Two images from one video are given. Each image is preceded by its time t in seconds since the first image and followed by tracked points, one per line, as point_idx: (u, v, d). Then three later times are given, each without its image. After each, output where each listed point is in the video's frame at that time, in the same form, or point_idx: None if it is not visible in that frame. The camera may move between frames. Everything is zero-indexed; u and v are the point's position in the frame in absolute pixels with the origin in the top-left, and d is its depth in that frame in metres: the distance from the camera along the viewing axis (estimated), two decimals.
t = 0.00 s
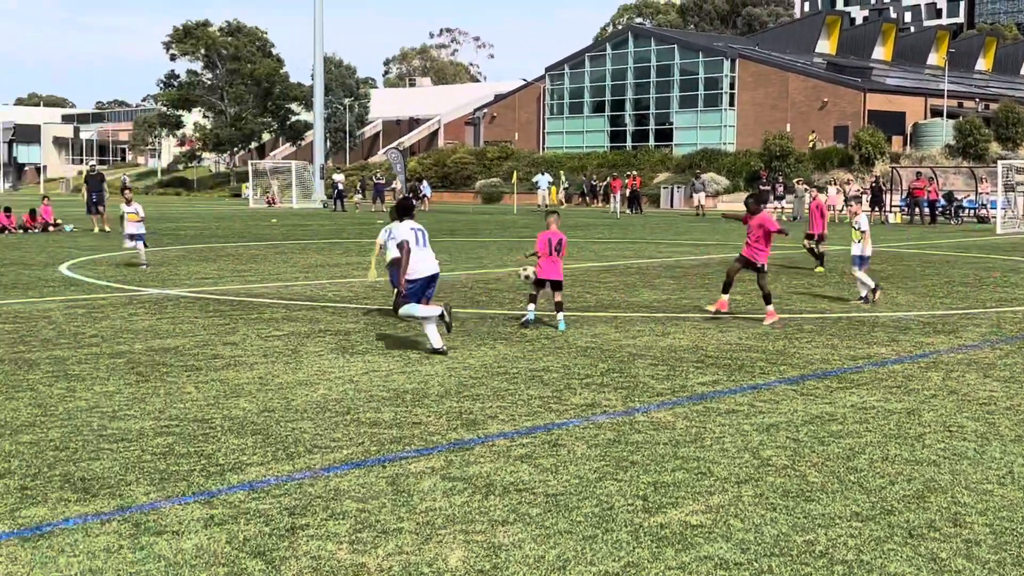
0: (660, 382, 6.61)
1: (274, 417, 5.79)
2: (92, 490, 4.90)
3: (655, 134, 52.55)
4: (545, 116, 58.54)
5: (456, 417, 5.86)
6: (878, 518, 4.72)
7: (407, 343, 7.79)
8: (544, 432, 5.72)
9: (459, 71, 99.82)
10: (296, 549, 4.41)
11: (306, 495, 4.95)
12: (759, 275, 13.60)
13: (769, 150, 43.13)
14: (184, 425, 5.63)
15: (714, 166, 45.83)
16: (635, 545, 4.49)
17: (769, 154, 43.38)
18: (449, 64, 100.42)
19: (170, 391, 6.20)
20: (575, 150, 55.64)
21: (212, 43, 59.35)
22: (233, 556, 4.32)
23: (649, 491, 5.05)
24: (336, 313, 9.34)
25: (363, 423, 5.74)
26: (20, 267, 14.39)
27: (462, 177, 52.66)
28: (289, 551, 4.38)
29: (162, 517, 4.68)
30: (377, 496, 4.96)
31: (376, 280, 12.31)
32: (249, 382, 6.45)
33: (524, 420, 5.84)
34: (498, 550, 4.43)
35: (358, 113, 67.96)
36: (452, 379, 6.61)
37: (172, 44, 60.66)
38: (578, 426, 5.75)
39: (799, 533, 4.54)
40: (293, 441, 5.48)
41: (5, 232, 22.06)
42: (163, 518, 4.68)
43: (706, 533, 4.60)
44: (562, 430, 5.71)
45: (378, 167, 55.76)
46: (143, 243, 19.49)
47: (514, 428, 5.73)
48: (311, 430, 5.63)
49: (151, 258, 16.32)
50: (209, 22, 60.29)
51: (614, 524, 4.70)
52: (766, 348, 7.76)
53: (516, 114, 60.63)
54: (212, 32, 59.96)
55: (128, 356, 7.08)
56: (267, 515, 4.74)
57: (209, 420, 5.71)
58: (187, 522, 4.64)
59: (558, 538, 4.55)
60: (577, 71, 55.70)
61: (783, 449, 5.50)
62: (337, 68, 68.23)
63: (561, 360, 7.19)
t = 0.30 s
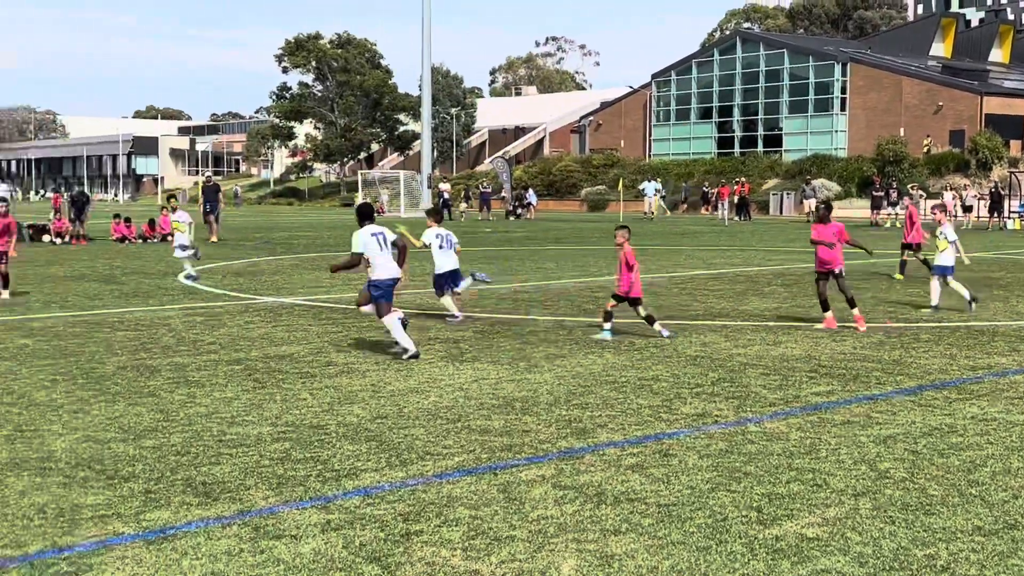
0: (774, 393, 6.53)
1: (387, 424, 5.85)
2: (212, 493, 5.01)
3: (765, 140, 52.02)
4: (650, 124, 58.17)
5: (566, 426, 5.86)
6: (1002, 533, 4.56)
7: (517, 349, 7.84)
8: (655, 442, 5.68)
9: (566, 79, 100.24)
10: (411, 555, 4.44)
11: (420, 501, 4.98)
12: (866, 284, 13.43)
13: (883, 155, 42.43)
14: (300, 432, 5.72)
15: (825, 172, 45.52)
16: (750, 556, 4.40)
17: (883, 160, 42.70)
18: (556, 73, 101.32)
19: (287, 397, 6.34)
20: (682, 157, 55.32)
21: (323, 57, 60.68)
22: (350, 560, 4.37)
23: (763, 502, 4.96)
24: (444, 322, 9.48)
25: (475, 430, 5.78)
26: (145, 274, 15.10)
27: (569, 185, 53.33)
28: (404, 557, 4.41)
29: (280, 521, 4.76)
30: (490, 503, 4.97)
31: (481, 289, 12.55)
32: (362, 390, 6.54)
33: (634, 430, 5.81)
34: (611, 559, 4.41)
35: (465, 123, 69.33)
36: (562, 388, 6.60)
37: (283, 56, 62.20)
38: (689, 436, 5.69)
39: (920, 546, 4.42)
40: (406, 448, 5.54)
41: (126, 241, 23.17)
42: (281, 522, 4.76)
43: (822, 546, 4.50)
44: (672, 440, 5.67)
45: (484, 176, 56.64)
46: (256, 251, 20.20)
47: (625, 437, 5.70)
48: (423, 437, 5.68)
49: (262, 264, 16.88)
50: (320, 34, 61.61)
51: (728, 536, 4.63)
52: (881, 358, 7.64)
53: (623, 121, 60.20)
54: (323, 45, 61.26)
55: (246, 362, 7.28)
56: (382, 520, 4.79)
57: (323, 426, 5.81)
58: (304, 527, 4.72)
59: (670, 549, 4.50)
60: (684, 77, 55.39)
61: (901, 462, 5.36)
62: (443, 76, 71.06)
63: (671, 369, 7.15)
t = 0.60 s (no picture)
0: (895, 404, 6.40)
1: (502, 431, 5.91)
2: (333, 498, 5.09)
3: (881, 145, 51.30)
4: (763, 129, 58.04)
5: (681, 436, 5.84)
6: None
7: (630, 359, 7.86)
8: (772, 452, 5.64)
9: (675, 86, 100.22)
10: (529, 562, 4.43)
11: (535, 508, 4.98)
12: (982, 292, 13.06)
13: (1005, 161, 41.48)
14: (416, 438, 5.80)
15: (944, 178, 44.64)
16: (875, 571, 4.28)
17: (1006, 165, 41.77)
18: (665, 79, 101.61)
19: (402, 404, 6.45)
20: (796, 163, 54.94)
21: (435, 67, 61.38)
22: (469, 567, 4.37)
23: (886, 516, 4.84)
24: (555, 330, 9.58)
25: (588, 439, 5.80)
26: (262, 282, 15.78)
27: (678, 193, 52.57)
28: (522, 565, 4.40)
29: (399, 526, 4.81)
30: (606, 513, 4.94)
31: (590, 298, 12.65)
32: (475, 398, 6.63)
33: (751, 441, 5.76)
34: (730, 571, 4.33)
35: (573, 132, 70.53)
36: (676, 398, 6.59)
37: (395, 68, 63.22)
38: (807, 447, 5.62)
39: None
40: (521, 455, 5.57)
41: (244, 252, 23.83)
42: (401, 527, 4.80)
43: (950, 561, 4.36)
44: (791, 451, 5.60)
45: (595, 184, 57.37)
46: (371, 259, 20.81)
47: (742, 448, 5.66)
48: (537, 444, 5.72)
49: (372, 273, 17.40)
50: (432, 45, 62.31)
51: (850, 549, 4.52)
52: (1006, 368, 7.45)
53: (735, 127, 60.44)
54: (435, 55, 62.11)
55: (361, 369, 7.49)
56: (499, 527, 4.79)
57: (439, 433, 5.89)
58: (423, 532, 4.75)
59: (790, 561, 4.40)
60: (798, 82, 55.03)
61: None
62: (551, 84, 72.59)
63: (787, 380, 7.08)
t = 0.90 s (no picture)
0: (1020, 416, 6.25)
1: (613, 440, 6.09)
2: (446, 504, 5.16)
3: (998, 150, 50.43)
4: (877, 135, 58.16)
5: (796, 446, 5.87)
6: None
7: (741, 368, 8.24)
8: (892, 464, 5.57)
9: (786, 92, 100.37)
10: (644, 570, 4.38)
11: (649, 518, 4.96)
12: None
13: None
14: (526, 444, 6.05)
15: None
16: None
17: None
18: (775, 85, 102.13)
19: (511, 411, 6.80)
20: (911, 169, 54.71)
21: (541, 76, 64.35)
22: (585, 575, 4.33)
23: (1012, 531, 4.69)
24: (664, 338, 10.44)
25: (701, 449, 5.89)
26: (375, 292, 17.00)
27: (790, 199, 52.69)
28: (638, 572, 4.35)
29: (513, 533, 4.81)
30: (720, 523, 4.89)
31: (701, 310, 13.13)
32: (585, 405, 7.03)
33: (868, 452, 5.72)
34: None
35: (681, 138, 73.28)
36: (790, 407, 6.76)
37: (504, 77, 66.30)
38: (927, 460, 5.53)
39: None
40: (634, 466, 5.63)
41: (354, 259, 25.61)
42: (516, 534, 4.80)
43: None
44: (910, 463, 5.53)
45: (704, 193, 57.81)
46: (484, 269, 21.84)
47: (859, 459, 5.62)
48: (648, 453, 5.84)
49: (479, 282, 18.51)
50: (538, 54, 65.00)
51: (974, 565, 4.37)
52: None
53: (847, 131, 61.66)
54: (541, 64, 64.78)
55: (471, 376, 8.11)
56: (612, 536, 4.75)
57: (550, 441, 6.09)
58: (535, 540, 4.72)
59: None
60: (912, 86, 54.86)
61: None
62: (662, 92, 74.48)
63: (905, 391, 7.09)
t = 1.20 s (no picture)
0: None
1: (713, 449, 6.40)
2: (547, 510, 5.27)
3: None
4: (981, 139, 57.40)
5: (902, 458, 5.90)
6: None
7: (846, 378, 8.59)
8: (1000, 478, 5.52)
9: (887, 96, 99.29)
10: None
11: (751, 528, 4.94)
12: None
13: None
14: (626, 453, 6.33)
15: None
16: None
17: None
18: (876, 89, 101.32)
19: (609, 418, 7.37)
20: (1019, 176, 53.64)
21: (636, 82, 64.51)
22: None
23: None
24: (764, 347, 10.67)
25: (802, 459, 6.06)
26: (471, 298, 17.50)
27: (892, 206, 51.36)
28: None
29: (614, 540, 4.84)
30: (824, 534, 4.84)
31: (806, 316, 13.35)
32: (684, 413, 7.48)
33: (976, 465, 5.69)
34: None
35: (778, 143, 76.14)
36: (894, 418, 6.94)
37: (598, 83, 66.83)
38: None
39: None
40: (736, 478, 5.71)
41: (451, 264, 26.39)
42: (617, 541, 4.83)
43: None
44: (1020, 476, 5.45)
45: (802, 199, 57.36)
46: (578, 276, 22.19)
47: (967, 472, 5.58)
48: (751, 464, 5.99)
49: (570, 289, 18.92)
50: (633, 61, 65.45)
51: None
52: None
53: (949, 136, 63.14)
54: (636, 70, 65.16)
55: (568, 384, 8.76)
56: (714, 545, 4.74)
57: (649, 449, 6.46)
58: (637, 548, 4.72)
59: None
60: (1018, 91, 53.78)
61: None
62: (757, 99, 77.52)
63: (1014, 403, 7.18)
